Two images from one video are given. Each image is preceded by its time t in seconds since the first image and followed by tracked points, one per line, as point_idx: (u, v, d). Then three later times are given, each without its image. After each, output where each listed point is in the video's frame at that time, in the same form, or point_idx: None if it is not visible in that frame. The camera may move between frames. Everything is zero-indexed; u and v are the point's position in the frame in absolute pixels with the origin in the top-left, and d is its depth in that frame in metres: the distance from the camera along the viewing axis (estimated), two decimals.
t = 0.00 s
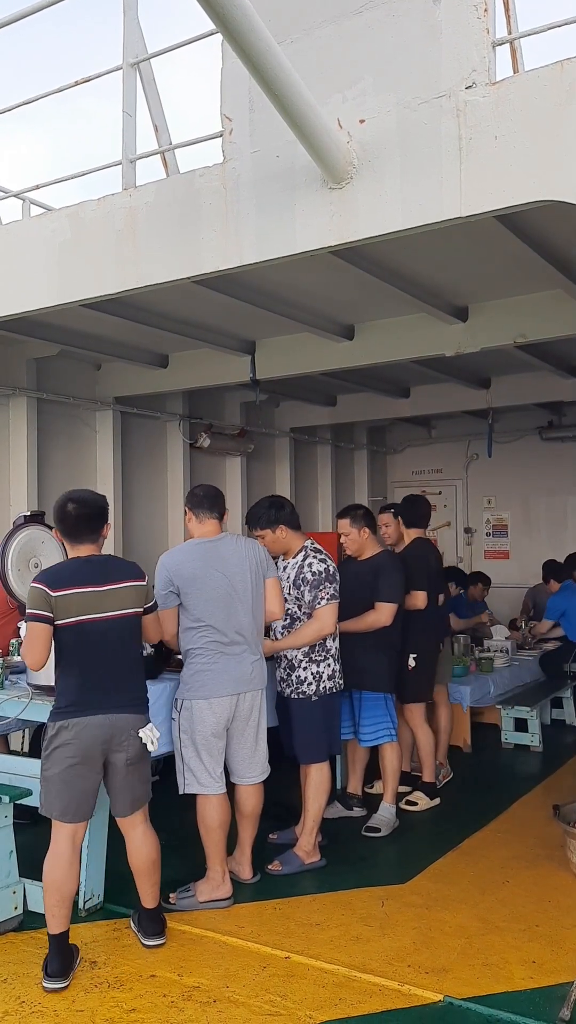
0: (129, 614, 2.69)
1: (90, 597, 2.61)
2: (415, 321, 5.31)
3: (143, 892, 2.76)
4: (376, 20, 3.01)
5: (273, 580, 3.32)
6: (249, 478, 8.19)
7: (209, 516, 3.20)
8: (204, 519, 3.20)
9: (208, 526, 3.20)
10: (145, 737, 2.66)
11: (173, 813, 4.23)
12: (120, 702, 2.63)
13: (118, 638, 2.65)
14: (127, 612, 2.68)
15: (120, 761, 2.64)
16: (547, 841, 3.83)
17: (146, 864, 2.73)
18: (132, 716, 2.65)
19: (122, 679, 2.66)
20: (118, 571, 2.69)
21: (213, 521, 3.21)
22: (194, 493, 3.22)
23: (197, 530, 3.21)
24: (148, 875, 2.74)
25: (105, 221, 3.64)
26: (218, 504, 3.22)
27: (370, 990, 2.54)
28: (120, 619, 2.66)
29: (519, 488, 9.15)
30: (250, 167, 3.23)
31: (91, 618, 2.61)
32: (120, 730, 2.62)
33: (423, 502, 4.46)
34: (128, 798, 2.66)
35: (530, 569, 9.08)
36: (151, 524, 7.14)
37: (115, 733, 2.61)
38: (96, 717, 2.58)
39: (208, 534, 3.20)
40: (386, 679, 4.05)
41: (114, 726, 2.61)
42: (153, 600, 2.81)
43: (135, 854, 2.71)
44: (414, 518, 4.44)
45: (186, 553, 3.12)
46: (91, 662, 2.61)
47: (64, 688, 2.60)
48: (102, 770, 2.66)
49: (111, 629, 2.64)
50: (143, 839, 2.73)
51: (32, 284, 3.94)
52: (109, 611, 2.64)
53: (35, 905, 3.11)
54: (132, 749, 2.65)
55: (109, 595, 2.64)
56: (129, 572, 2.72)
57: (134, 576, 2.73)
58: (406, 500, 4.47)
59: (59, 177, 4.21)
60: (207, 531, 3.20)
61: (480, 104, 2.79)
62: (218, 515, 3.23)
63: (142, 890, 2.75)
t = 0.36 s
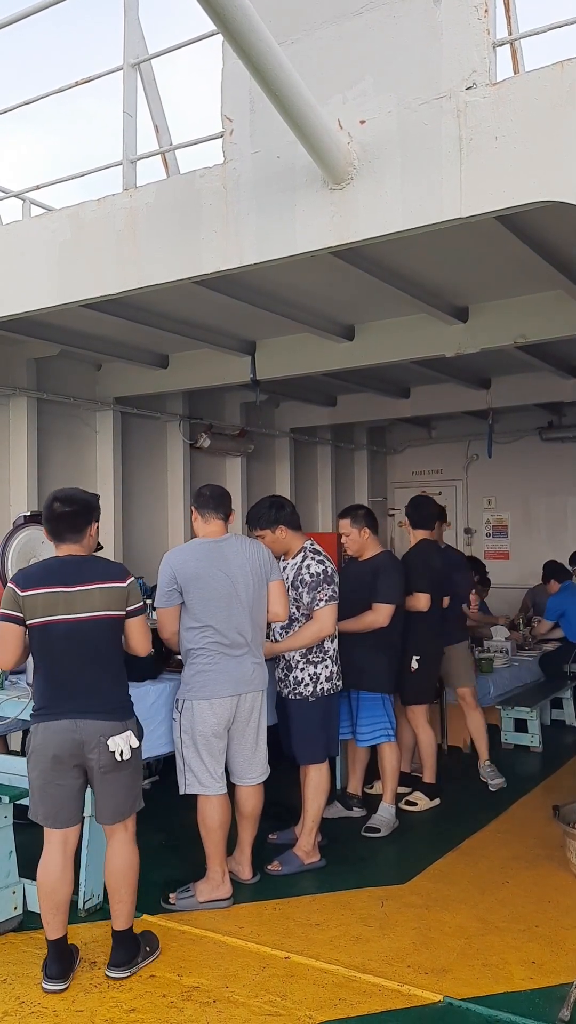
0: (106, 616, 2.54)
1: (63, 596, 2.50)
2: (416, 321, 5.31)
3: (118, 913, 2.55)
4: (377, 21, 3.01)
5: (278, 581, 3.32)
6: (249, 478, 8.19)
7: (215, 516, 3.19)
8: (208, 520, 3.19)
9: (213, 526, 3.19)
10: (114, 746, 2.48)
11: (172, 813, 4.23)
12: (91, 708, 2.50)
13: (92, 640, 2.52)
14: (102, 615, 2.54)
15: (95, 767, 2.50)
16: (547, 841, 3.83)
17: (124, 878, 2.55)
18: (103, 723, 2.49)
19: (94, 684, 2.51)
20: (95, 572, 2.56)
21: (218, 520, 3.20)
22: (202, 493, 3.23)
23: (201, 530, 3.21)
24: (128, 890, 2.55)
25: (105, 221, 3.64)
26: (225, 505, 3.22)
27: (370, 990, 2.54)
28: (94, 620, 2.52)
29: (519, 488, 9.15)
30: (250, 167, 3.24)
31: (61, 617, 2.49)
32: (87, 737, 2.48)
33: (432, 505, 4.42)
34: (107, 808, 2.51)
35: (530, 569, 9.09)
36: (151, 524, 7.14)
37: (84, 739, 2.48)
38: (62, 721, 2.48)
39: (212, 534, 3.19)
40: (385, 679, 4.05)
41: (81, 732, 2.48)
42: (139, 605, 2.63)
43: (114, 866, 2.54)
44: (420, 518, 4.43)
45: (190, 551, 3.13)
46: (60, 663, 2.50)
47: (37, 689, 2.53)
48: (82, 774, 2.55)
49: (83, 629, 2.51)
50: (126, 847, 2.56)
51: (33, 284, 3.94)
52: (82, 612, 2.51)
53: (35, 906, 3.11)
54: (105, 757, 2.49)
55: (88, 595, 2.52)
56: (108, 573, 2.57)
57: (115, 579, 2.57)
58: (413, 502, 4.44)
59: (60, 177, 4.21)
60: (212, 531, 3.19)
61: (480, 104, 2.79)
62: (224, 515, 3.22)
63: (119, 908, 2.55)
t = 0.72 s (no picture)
0: (94, 623, 2.42)
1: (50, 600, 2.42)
2: (416, 321, 5.31)
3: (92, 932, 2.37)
4: (377, 22, 3.01)
5: (282, 586, 3.32)
6: (249, 478, 8.19)
7: (218, 516, 3.20)
8: (212, 519, 3.20)
9: (217, 526, 3.19)
10: (88, 755, 2.36)
11: (172, 813, 4.23)
12: (71, 713, 2.40)
13: (77, 646, 2.41)
14: (89, 622, 2.42)
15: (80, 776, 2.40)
16: (548, 841, 3.83)
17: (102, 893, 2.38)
18: (82, 728, 2.38)
19: (77, 687, 2.41)
20: (85, 575, 2.44)
21: (222, 520, 3.20)
22: (205, 493, 3.23)
23: (205, 531, 3.21)
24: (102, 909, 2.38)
25: (106, 221, 3.64)
26: (228, 505, 3.22)
27: (370, 990, 2.54)
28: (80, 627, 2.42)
29: (520, 488, 9.15)
30: (251, 167, 3.23)
31: (48, 621, 2.41)
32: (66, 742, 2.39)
33: (427, 506, 4.34)
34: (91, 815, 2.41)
35: (531, 569, 9.09)
36: (152, 524, 7.13)
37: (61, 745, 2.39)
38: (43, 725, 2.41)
39: (219, 534, 3.20)
40: (385, 679, 4.05)
41: (60, 737, 2.39)
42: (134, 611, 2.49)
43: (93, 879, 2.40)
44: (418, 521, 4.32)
45: (195, 550, 3.11)
46: (46, 665, 2.42)
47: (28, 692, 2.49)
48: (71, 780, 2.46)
49: (68, 634, 2.41)
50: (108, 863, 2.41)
51: (34, 284, 3.94)
52: (71, 617, 2.41)
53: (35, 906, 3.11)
54: (83, 764, 2.38)
55: (75, 598, 2.41)
56: (100, 577, 2.44)
57: (106, 585, 2.44)
58: (408, 502, 4.34)
59: (61, 177, 4.21)
60: (216, 531, 3.20)
61: (481, 104, 2.79)
62: (227, 516, 3.23)
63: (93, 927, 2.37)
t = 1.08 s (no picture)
0: (85, 629, 2.31)
1: (42, 604, 2.36)
2: (416, 322, 5.31)
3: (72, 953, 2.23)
4: (378, 23, 3.01)
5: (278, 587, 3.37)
6: (249, 478, 8.19)
7: (218, 516, 3.21)
8: (212, 520, 3.21)
9: (217, 526, 3.20)
10: (71, 763, 2.28)
11: (172, 814, 4.23)
12: (64, 719, 2.33)
13: (69, 651, 2.33)
14: (80, 629, 2.31)
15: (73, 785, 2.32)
16: (547, 842, 3.83)
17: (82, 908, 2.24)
18: (73, 735, 2.31)
19: (71, 694, 2.33)
20: (76, 581, 2.34)
21: (222, 521, 3.21)
22: (203, 496, 3.25)
23: (206, 532, 3.21)
24: (81, 925, 2.23)
25: (107, 222, 3.64)
26: (227, 508, 3.24)
27: (369, 991, 2.54)
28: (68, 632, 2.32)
29: (520, 488, 9.15)
30: (251, 168, 3.24)
31: (42, 625, 2.36)
32: (58, 749, 2.33)
33: (416, 508, 4.40)
34: (83, 831, 2.30)
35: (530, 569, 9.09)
36: (151, 524, 7.13)
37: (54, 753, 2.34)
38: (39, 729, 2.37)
39: (219, 534, 3.21)
40: (385, 680, 4.05)
41: (54, 743, 2.33)
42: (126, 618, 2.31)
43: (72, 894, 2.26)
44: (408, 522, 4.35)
45: (198, 549, 3.11)
46: (43, 669, 2.37)
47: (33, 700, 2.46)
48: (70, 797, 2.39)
49: (59, 639, 2.33)
50: (92, 881, 2.26)
51: (34, 284, 3.94)
52: (61, 622, 2.33)
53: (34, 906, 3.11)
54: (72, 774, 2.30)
55: (65, 603, 2.33)
56: (92, 581, 2.33)
57: (93, 589, 2.31)
58: (398, 503, 4.39)
59: (62, 178, 4.21)
60: (216, 531, 3.20)
61: (481, 105, 2.79)
62: (227, 517, 3.24)
63: (73, 947, 2.23)
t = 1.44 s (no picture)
0: (78, 634, 2.28)
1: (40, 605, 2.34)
2: (416, 323, 5.31)
3: (67, 967, 2.22)
4: (378, 24, 3.02)
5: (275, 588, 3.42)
6: (249, 479, 8.19)
7: (213, 518, 3.22)
8: (208, 523, 3.22)
9: (213, 526, 3.22)
10: (59, 774, 2.26)
11: (171, 814, 4.24)
12: (56, 725, 2.33)
13: (62, 656, 2.31)
14: (74, 633, 2.29)
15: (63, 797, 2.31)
16: (547, 844, 3.83)
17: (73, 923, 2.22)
18: (62, 745, 2.30)
19: (67, 698, 2.32)
20: (73, 584, 2.32)
21: (217, 522, 3.23)
22: (198, 500, 3.26)
23: (200, 534, 3.22)
24: (73, 942, 2.21)
25: (107, 222, 3.64)
26: (221, 511, 3.26)
27: (368, 993, 2.54)
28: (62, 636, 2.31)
29: (520, 489, 9.16)
30: (252, 168, 3.24)
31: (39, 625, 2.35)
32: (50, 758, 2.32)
33: (405, 510, 4.45)
34: (75, 843, 2.28)
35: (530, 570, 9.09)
36: (151, 525, 7.13)
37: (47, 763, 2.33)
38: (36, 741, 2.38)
39: (215, 535, 3.22)
40: (385, 680, 4.05)
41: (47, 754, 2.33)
42: (125, 625, 2.29)
43: (65, 909, 2.25)
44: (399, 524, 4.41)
45: (195, 550, 3.11)
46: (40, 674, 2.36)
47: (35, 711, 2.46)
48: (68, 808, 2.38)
49: (53, 642, 2.32)
50: (85, 894, 2.24)
51: (34, 285, 3.94)
52: (56, 624, 2.30)
53: (34, 906, 3.11)
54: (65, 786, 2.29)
55: (62, 604, 2.30)
56: (88, 585, 2.30)
57: (90, 594, 2.29)
58: (387, 507, 4.42)
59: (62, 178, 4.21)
60: (211, 532, 3.22)
61: (481, 106, 2.80)
62: (223, 520, 3.26)
63: (69, 962, 2.22)
